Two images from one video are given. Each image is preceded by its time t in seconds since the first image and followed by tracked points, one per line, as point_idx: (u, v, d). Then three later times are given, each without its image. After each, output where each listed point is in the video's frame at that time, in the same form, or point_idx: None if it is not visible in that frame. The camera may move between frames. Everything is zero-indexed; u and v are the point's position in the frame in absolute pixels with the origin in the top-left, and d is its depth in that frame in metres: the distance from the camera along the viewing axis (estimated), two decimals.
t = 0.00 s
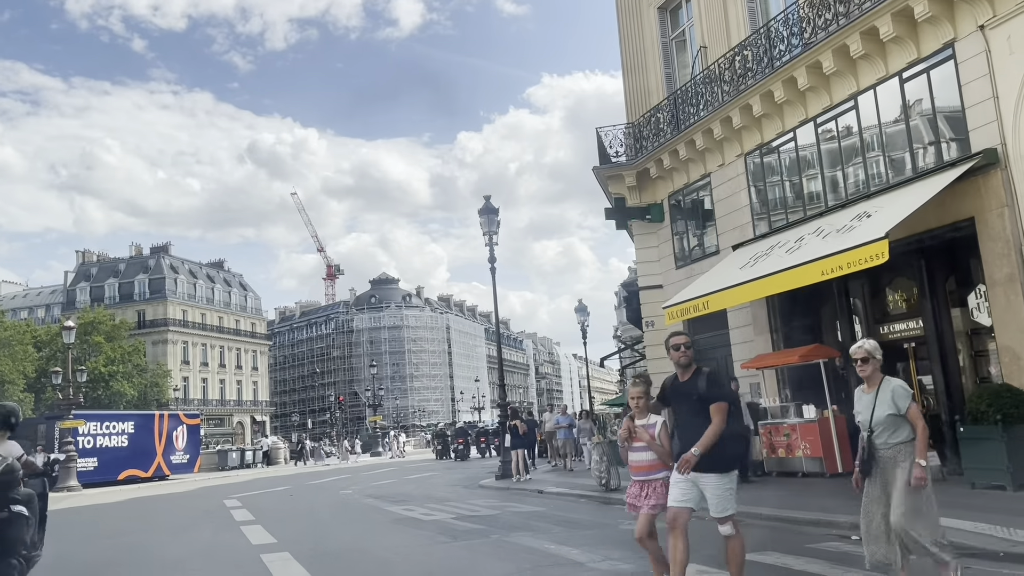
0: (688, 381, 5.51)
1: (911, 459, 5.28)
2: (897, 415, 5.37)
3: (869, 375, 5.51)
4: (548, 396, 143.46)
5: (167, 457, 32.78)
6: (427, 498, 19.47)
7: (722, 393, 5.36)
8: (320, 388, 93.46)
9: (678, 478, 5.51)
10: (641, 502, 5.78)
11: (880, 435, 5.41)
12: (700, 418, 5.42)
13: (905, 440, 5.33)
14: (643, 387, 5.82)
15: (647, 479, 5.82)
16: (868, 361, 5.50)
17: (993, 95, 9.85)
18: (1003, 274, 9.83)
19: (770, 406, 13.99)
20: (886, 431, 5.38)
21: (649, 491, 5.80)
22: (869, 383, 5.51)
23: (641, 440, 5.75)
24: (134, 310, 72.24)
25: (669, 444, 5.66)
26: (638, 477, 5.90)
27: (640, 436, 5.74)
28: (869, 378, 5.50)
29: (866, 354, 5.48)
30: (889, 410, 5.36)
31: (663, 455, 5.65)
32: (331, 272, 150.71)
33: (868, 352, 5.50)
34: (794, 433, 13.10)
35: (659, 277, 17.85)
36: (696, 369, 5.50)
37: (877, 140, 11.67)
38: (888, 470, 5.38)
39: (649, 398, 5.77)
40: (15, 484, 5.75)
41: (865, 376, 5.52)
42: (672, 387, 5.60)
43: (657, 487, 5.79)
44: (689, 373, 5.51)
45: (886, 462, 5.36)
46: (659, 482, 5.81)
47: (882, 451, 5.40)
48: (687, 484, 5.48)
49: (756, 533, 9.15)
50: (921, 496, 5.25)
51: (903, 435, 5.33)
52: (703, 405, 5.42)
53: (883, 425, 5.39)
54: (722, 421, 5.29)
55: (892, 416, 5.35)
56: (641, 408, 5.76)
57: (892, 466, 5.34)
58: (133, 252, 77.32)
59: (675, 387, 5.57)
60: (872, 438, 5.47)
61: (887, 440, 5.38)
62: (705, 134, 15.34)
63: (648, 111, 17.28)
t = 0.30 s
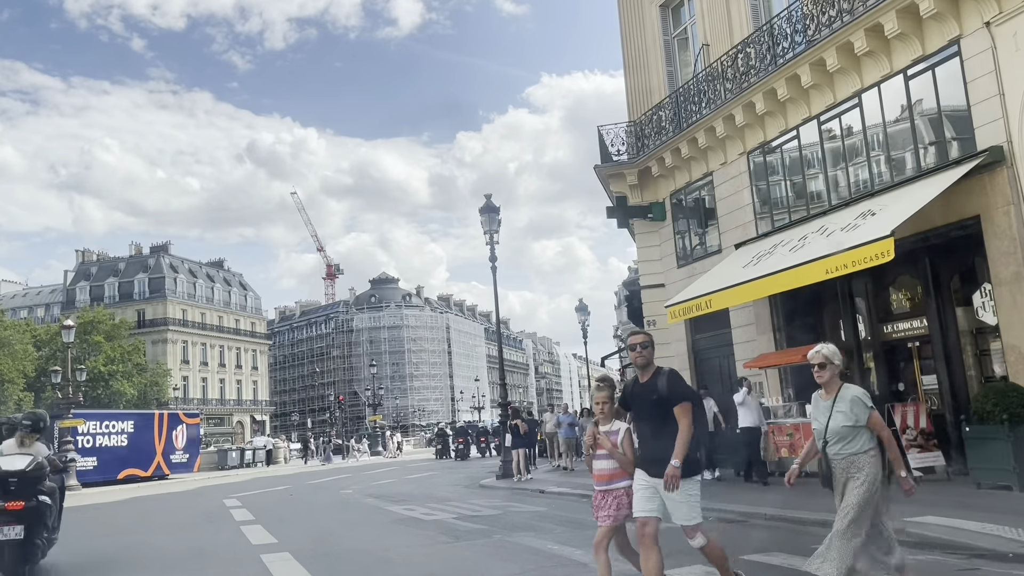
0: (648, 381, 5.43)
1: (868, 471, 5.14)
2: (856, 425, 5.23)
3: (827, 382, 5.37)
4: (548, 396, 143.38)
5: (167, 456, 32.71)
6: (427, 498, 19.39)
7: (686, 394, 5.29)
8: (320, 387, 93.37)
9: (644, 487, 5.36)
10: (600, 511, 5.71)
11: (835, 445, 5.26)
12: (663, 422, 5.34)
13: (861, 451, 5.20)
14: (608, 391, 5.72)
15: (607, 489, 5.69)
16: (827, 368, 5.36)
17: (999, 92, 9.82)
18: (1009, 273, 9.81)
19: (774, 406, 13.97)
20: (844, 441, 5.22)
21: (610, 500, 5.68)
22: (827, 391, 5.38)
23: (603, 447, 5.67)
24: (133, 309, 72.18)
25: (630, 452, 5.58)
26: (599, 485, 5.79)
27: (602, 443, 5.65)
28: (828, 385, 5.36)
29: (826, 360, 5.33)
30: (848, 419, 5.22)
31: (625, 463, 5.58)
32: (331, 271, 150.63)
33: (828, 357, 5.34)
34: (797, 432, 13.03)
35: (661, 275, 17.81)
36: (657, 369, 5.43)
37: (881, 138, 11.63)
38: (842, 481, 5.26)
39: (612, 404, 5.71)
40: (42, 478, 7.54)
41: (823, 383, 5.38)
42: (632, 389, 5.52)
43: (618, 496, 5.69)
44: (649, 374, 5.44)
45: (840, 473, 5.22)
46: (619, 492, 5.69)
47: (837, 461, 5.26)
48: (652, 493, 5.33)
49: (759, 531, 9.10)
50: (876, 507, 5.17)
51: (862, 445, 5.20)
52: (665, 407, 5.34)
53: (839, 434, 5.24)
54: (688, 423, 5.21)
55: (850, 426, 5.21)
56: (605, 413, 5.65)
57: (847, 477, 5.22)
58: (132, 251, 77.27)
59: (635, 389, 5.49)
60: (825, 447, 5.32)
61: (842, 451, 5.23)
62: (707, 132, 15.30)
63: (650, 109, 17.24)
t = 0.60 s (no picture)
0: (615, 378, 5.20)
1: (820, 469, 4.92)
2: (805, 420, 5.00)
3: (776, 376, 5.11)
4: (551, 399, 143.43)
5: (170, 458, 32.75)
6: (430, 500, 19.35)
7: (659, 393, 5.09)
8: (323, 390, 93.38)
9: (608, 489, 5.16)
10: (572, 516, 5.43)
11: (787, 442, 5.02)
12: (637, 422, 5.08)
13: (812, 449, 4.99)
14: (565, 388, 5.54)
15: (571, 488, 5.49)
16: (776, 361, 5.10)
17: (1004, 92, 9.79)
18: (1015, 274, 9.80)
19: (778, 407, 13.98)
20: (794, 439, 4.99)
21: (574, 499, 5.47)
22: (777, 385, 5.12)
23: (562, 446, 5.46)
24: (137, 311, 72.25)
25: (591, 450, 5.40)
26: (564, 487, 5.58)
27: (561, 440, 5.46)
28: (778, 379, 5.10)
29: (774, 354, 5.09)
30: (799, 416, 4.98)
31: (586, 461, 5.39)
32: (334, 274, 150.73)
33: (777, 350, 5.10)
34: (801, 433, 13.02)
35: (665, 277, 17.78)
36: (623, 366, 5.23)
37: (885, 139, 11.61)
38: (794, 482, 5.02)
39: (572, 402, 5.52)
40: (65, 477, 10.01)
41: (772, 377, 5.12)
42: (595, 387, 5.28)
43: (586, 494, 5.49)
44: (614, 371, 5.21)
45: (792, 472, 4.99)
46: (583, 490, 5.48)
47: (787, 460, 5.02)
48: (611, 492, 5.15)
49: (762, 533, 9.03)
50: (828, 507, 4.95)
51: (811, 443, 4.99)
52: (639, 406, 5.09)
53: (789, 430, 5.01)
54: (669, 422, 5.01)
55: (801, 423, 4.97)
56: (566, 410, 5.47)
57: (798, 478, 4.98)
58: (136, 253, 77.36)
59: (603, 389, 5.22)
60: (777, 444, 5.07)
61: (794, 448, 5.00)
62: (710, 133, 15.28)
63: (653, 111, 17.22)
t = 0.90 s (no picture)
0: (574, 390, 4.86)
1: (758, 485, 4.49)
2: (744, 433, 4.63)
3: (717, 387, 4.80)
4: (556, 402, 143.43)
5: (176, 462, 32.86)
6: (436, 505, 19.37)
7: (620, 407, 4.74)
8: (329, 394, 93.50)
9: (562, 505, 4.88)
10: (521, 530, 5.02)
11: (727, 458, 4.65)
12: (597, 438, 4.76)
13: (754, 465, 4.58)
14: (522, 397, 5.14)
15: (524, 502, 5.09)
16: (715, 372, 4.81)
17: (1010, 96, 9.80)
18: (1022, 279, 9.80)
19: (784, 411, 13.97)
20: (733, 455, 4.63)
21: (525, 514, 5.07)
22: (718, 399, 4.81)
23: (515, 457, 5.07)
24: (144, 316, 72.50)
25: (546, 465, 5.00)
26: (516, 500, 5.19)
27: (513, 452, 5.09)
28: (717, 391, 4.79)
29: (712, 363, 4.79)
30: (738, 428, 4.62)
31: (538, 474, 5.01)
32: (340, 278, 150.91)
33: (716, 359, 4.81)
34: (807, 438, 12.98)
35: (670, 281, 17.80)
36: (582, 378, 4.90)
37: (891, 143, 11.62)
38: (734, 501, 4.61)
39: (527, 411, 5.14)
40: (91, 480, 11.86)
41: (711, 390, 4.81)
42: (553, 397, 4.96)
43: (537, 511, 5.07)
44: (574, 383, 4.88)
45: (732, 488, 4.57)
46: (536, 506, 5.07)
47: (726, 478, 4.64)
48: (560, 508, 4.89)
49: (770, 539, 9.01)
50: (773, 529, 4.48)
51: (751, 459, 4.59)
52: (595, 421, 4.75)
53: (728, 444, 4.65)
54: (629, 440, 4.69)
55: (740, 435, 4.61)
56: (521, 418, 5.08)
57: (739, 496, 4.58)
58: (143, 258, 77.64)
59: (560, 403, 4.89)
60: (716, 460, 4.69)
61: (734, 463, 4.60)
62: (715, 138, 15.30)
63: (658, 115, 17.25)
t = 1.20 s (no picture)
0: (531, 393, 4.74)
1: (711, 492, 4.54)
2: (700, 440, 4.60)
3: (668, 391, 4.75)
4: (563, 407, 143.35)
5: (183, 467, 32.95)
6: (443, 511, 19.37)
7: (568, 408, 4.57)
8: (335, 399, 93.57)
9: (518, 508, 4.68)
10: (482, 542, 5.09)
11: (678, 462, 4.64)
12: (545, 440, 4.61)
13: (706, 471, 4.58)
14: (488, 405, 5.08)
15: (487, 513, 5.12)
16: (666, 375, 4.73)
17: (1017, 101, 9.80)
18: None
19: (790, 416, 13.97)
20: (684, 460, 4.60)
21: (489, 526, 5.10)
22: (670, 402, 4.76)
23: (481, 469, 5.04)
24: (151, 321, 72.74)
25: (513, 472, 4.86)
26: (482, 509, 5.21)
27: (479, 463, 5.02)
28: (670, 394, 4.74)
29: (664, 367, 4.72)
30: (692, 435, 4.57)
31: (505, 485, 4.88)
32: (346, 283, 151.32)
33: (668, 362, 4.73)
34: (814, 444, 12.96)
35: (677, 287, 17.80)
36: (540, 379, 4.77)
37: (897, 147, 11.63)
38: (683, 506, 4.64)
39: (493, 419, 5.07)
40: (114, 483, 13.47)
41: (664, 393, 4.74)
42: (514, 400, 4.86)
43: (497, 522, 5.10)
44: (530, 385, 4.75)
45: (684, 494, 4.60)
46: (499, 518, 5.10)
47: (676, 483, 4.65)
48: (527, 514, 4.65)
49: (777, 546, 8.99)
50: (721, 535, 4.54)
51: (705, 465, 4.58)
52: (546, 423, 4.62)
53: (681, 450, 4.61)
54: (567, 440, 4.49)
55: (694, 443, 4.57)
56: (487, 429, 5.02)
57: (689, 502, 4.60)
58: (150, 263, 77.89)
59: (518, 404, 4.80)
60: (668, 464, 4.69)
61: (686, 469, 4.60)
62: (721, 143, 15.31)
63: (664, 120, 17.26)
